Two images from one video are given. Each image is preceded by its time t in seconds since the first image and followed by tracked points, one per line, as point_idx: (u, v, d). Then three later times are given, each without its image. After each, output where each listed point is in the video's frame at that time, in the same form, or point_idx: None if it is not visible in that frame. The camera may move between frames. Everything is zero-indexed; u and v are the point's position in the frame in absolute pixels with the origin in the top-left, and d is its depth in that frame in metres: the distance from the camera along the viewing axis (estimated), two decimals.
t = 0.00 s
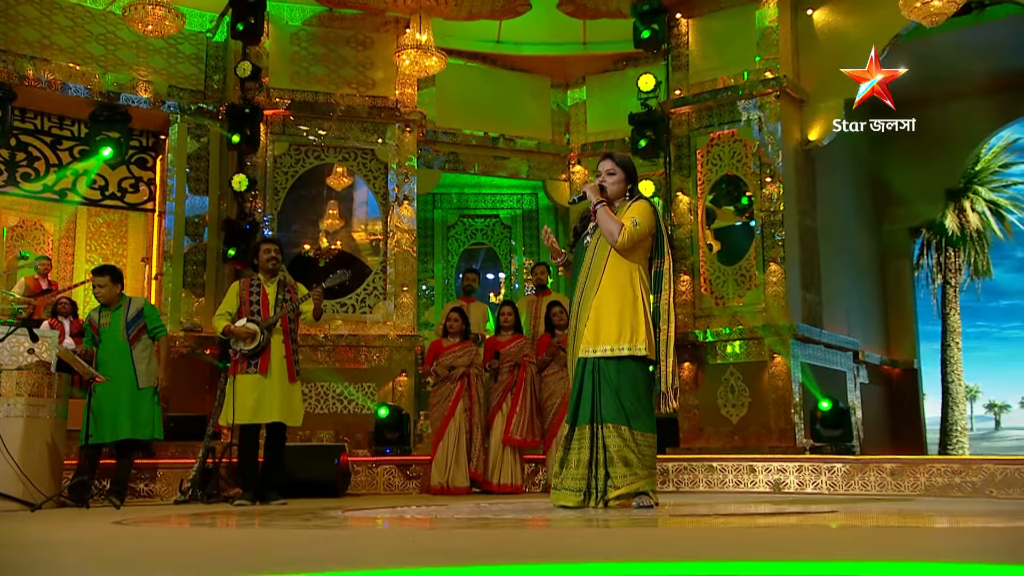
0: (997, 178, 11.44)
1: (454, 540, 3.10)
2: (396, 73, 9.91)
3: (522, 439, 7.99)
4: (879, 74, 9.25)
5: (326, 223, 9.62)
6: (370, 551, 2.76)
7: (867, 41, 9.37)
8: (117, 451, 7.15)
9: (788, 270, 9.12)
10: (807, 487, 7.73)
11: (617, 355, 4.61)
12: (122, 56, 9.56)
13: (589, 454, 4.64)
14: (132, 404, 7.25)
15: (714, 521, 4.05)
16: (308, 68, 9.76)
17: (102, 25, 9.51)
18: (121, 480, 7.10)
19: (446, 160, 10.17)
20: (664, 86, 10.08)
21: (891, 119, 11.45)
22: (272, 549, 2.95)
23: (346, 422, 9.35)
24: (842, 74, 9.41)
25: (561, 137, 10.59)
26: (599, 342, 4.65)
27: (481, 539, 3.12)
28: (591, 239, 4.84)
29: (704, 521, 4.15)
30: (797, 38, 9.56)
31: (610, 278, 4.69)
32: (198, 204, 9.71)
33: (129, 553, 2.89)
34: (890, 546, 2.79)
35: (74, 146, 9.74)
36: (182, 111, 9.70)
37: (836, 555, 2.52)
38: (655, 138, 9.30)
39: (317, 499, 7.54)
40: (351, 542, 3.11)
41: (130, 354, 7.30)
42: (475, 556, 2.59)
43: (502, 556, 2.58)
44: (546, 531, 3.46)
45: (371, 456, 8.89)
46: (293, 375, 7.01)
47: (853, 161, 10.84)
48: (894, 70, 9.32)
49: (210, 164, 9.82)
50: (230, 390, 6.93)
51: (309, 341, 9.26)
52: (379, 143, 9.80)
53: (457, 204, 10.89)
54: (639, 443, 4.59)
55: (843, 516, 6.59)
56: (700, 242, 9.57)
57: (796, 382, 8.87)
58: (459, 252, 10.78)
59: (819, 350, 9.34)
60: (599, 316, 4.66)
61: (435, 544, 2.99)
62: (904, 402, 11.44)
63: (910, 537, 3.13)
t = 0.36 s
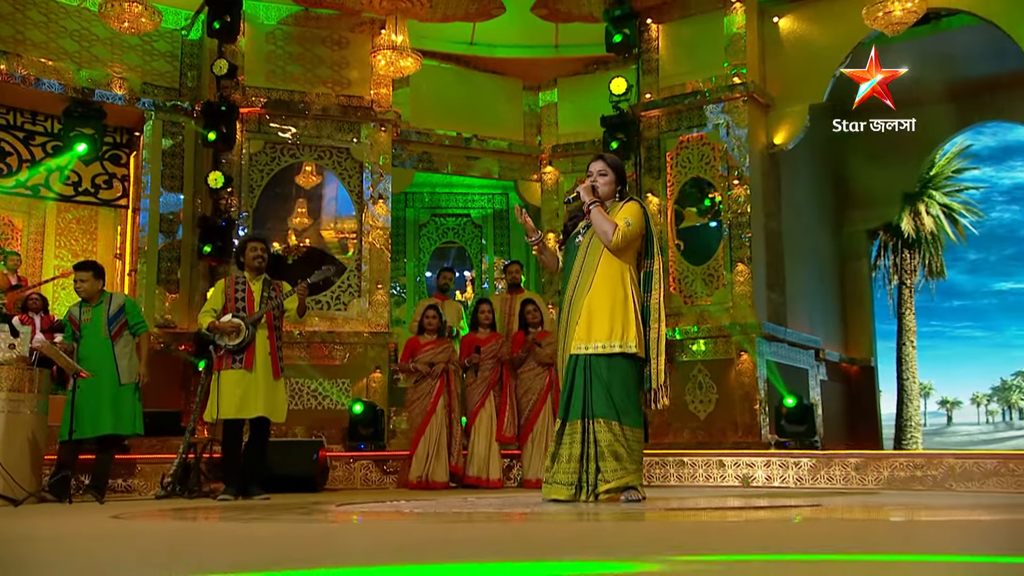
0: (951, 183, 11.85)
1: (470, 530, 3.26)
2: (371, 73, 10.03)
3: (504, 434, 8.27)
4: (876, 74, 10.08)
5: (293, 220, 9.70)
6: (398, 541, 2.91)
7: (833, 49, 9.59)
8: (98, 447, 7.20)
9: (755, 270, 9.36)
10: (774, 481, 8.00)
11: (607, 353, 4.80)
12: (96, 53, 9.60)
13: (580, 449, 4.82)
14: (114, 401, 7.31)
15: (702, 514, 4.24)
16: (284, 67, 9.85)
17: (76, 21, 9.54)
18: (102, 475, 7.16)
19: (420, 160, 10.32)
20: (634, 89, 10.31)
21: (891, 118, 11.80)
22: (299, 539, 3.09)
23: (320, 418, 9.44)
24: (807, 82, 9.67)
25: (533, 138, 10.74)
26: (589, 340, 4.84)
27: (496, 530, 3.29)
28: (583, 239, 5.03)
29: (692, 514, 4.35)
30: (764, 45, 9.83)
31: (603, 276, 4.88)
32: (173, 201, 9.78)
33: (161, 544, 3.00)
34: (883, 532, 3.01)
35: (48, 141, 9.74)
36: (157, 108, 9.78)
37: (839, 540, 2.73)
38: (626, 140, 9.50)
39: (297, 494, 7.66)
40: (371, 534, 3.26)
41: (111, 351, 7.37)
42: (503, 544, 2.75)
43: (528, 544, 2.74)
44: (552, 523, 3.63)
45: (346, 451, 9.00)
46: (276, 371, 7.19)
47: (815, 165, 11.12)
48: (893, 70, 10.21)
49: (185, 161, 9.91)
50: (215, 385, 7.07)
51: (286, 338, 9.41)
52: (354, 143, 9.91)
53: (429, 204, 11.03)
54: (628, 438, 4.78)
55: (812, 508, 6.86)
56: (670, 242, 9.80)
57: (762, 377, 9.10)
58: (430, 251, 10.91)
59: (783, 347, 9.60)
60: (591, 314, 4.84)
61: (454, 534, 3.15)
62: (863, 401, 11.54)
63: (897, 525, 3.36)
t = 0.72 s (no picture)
0: (906, 187, 12.18)
1: (480, 523, 3.41)
2: (346, 73, 10.15)
3: (487, 430, 8.53)
4: (877, 75, 10.67)
5: (260, 219, 9.79)
6: (419, 533, 3.05)
7: (797, 54, 9.82)
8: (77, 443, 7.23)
9: (722, 270, 9.61)
10: (741, 476, 8.26)
11: (595, 351, 5.00)
12: (70, 49, 9.60)
13: (570, 444, 5.00)
14: (93, 397, 7.34)
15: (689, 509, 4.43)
16: (258, 65, 9.93)
17: (50, 17, 9.54)
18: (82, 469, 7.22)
19: (392, 160, 10.45)
20: (606, 92, 10.48)
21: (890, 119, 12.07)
22: (319, 532, 3.22)
23: (292, 414, 9.53)
24: (772, 87, 9.92)
25: (504, 139, 10.94)
26: (578, 338, 5.03)
27: (505, 523, 3.44)
28: (571, 239, 5.22)
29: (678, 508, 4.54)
30: (730, 50, 10.03)
31: (592, 274, 5.08)
32: (146, 198, 9.82)
33: (189, 537, 3.13)
34: (873, 524, 3.20)
35: (19, 137, 9.66)
36: (130, 105, 9.80)
37: (836, 533, 2.91)
38: (597, 142, 9.68)
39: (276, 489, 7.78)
40: (385, 527, 3.40)
41: (91, 346, 7.39)
42: (522, 536, 2.90)
43: (545, 536, 2.90)
44: (553, 516, 3.80)
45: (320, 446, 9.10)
46: (259, 368, 7.31)
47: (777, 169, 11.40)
48: (892, 71, 10.73)
49: (158, 158, 9.94)
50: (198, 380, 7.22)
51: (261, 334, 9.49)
52: (328, 142, 10.02)
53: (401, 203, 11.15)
54: (617, 434, 4.97)
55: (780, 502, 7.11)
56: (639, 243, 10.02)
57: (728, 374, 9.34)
58: (402, 249, 11.04)
59: (748, 346, 9.86)
60: (581, 312, 5.04)
61: (467, 527, 3.30)
62: (823, 399, 12.05)
63: (880, 518, 3.57)
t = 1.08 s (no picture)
0: (859, 192, 12.61)
1: (485, 515, 3.57)
2: (317, 73, 10.24)
3: (454, 428, 8.65)
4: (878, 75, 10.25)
5: (225, 215, 9.85)
6: (434, 524, 3.20)
7: (760, 62, 10.11)
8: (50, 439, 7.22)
9: (686, 271, 9.85)
10: (705, 471, 8.51)
11: (580, 348, 5.19)
12: (38, 43, 9.55)
13: (556, 440, 5.19)
14: (66, 393, 7.32)
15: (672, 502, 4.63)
16: (229, 63, 9.99)
17: (18, 11, 9.50)
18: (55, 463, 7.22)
19: (361, 159, 10.58)
20: (573, 95, 10.68)
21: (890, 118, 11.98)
22: (335, 523, 3.36)
23: (261, 410, 9.61)
24: (736, 93, 10.20)
25: (472, 139, 11.13)
26: (564, 336, 5.22)
27: (510, 515, 3.61)
28: (557, 239, 5.41)
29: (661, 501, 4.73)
30: (695, 57, 10.34)
31: (578, 273, 5.28)
32: (115, 194, 9.82)
33: (210, 529, 3.24)
34: (859, 518, 3.41)
35: None
36: (98, 101, 9.79)
37: (829, 525, 3.10)
38: (565, 144, 9.87)
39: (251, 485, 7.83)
40: (395, 519, 3.54)
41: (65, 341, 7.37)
42: (536, 528, 3.07)
43: (558, 527, 3.06)
44: (550, 509, 3.98)
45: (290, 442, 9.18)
46: (235, 362, 7.31)
47: (737, 173, 11.66)
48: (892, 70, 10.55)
49: (127, 154, 9.94)
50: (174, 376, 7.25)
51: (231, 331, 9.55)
52: (299, 140, 10.11)
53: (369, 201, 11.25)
54: (601, 430, 5.18)
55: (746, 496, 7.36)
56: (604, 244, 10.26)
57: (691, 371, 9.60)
58: (369, 248, 11.13)
59: (710, 344, 10.13)
60: (567, 310, 5.23)
61: (476, 518, 3.46)
62: (775, 395, 12.09)
63: (861, 511, 3.78)
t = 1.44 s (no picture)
0: (817, 195, 12.88)
1: (489, 507, 3.67)
2: (288, 70, 10.27)
3: (424, 426, 8.65)
4: (878, 75, 10.24)
5: (188, 212, 9.90)
6: (446, 516, 3.29)
7: (726, 66, 10.33)
8: (26, 434, 7.13)
9: (653, 270, 10.03)
10: (673, 466, 8.70)
11: (567, 346, 5.33)
12: (5, 35, 9.45)
13: (543, 436, 5.31)
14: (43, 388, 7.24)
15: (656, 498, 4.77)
16: (200, 59, 9.99)
17: None
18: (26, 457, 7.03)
19: (332, 157, 10.66)
20: (543, 96, 10.82)
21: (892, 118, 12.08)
22: (346, 515, 3.44)
23: (231, 406, 9.63)
24: (702, 97, 10.40)
25: (441, 138, 11.26)
26: (552, 334, 5.35)
27: (512, 508, 3.72)
28: (544, 238, 5.54)
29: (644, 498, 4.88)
30: (663, 61, 10.53)
31: (564, 272, 5.42)
32: (84, 188, 9.76)
33: (226, 521, 3.32)
34: (849, 510, 3.54)
35: None
36: (66, 94, 9.72)
37: (824, 516, 3.23)
38: (536, 144, 10.02)
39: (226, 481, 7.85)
40: (402, 512, 3.63)
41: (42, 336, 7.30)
42: (547, 519, 3.17)
43: (567, 517, 3.17)
44: (545, 504, 4.09)
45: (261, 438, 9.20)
46: (213, 358, 7.31)
47: (701, 175, 11.87)
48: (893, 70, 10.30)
49: (96, 148, 9.89)
50: (153, 372, 7.22)
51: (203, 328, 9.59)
52: (270, 137, 10.14)
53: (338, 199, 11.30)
54: (587, 426, 5.32)
55: (714, 491, 7.55)
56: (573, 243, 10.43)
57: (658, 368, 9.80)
58: (338, 245, 11.16)
59: (675, 343, 10.34)
60: (554, 308, 5.36)
61: (482, 510, 3.56)
62: (737, 392, 12.44)
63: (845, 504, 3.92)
